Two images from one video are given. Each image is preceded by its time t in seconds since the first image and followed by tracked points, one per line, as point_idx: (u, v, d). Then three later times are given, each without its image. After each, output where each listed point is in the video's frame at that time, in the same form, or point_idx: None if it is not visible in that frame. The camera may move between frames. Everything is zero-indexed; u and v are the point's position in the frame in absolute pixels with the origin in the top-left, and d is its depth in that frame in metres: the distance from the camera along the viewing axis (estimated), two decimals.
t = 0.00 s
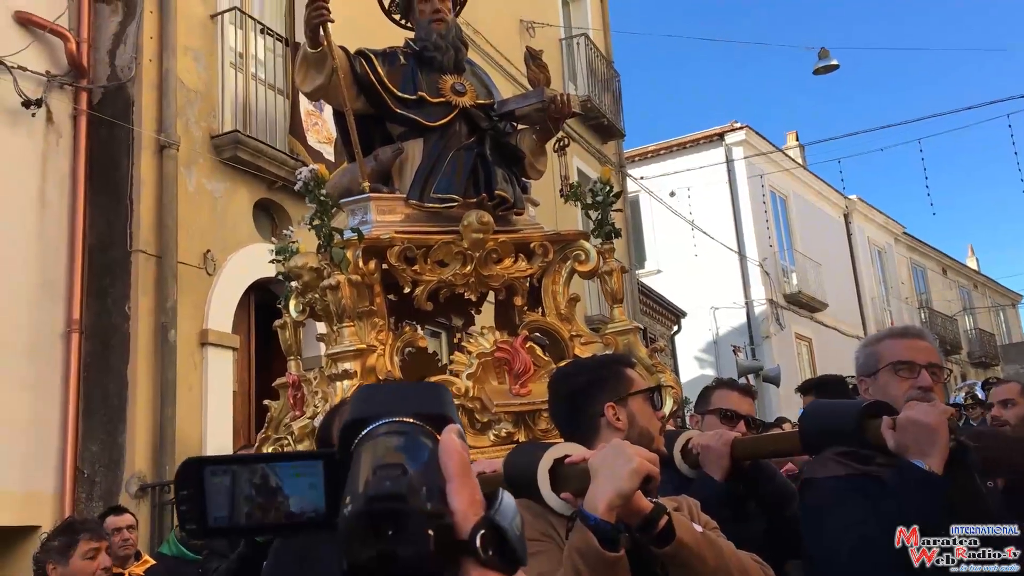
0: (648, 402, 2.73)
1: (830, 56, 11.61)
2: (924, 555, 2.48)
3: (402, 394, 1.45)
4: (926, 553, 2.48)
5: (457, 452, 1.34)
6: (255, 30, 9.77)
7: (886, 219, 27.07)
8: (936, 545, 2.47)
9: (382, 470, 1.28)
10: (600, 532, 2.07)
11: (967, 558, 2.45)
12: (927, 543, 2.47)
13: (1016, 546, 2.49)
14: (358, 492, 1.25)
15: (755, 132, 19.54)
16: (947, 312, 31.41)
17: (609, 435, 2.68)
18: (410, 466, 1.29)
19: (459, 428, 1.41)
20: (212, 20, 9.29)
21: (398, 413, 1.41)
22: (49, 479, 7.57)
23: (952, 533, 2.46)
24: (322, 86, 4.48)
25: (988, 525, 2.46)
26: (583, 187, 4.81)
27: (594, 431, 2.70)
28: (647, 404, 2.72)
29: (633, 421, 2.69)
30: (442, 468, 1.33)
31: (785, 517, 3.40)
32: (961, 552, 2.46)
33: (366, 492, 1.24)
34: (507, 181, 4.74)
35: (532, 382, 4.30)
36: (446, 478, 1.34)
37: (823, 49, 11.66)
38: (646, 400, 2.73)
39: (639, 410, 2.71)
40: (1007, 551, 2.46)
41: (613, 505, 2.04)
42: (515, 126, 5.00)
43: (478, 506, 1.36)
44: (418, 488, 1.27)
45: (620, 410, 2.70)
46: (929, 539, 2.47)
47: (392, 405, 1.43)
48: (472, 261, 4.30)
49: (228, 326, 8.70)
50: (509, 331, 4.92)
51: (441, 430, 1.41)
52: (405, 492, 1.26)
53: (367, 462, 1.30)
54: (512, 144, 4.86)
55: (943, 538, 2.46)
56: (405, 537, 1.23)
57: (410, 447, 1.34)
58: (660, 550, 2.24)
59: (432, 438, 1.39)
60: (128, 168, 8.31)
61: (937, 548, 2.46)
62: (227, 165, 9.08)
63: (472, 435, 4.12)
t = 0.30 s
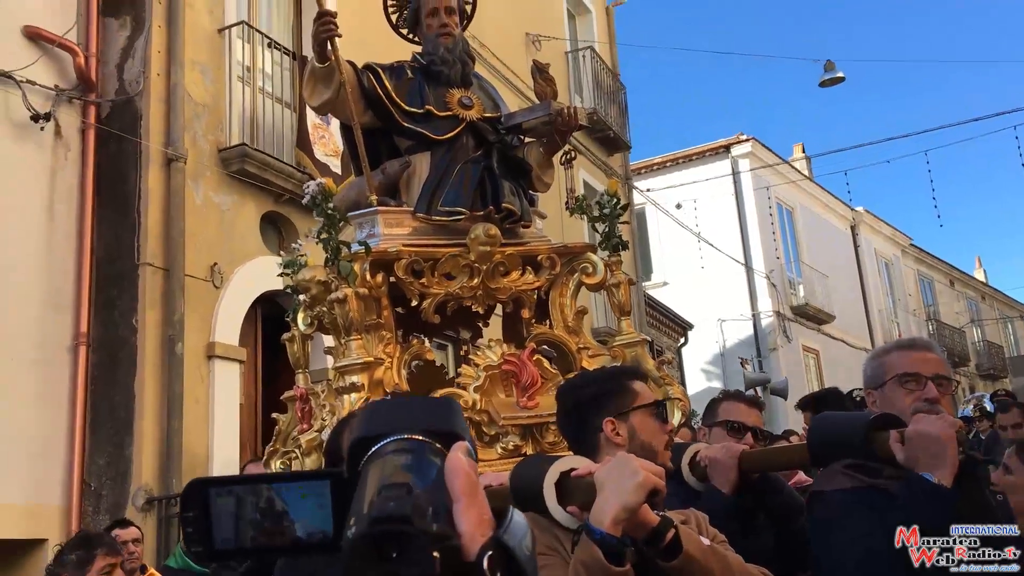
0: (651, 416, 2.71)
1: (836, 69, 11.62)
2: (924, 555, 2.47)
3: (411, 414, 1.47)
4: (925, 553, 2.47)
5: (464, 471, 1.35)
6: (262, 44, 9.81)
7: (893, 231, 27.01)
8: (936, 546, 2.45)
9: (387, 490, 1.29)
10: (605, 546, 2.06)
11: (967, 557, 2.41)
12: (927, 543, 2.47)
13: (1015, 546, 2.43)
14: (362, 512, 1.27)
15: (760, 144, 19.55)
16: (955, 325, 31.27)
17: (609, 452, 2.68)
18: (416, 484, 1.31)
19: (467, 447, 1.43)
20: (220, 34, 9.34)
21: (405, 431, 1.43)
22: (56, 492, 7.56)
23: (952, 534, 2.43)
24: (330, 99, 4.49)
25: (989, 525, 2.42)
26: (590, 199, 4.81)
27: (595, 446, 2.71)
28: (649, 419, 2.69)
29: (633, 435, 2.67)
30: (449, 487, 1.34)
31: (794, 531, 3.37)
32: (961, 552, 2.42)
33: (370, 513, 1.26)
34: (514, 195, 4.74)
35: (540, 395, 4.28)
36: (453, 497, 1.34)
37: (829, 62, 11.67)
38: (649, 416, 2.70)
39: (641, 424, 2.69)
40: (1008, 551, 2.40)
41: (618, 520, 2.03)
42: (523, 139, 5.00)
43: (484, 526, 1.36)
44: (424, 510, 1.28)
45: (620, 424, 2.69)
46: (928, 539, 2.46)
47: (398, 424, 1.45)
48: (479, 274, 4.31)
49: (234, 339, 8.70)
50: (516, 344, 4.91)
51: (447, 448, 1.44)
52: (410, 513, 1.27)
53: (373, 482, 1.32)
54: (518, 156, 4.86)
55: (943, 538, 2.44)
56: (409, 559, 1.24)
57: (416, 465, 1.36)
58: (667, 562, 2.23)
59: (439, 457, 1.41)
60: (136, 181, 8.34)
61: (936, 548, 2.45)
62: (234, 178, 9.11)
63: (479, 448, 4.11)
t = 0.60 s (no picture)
0: (628, 438, 2.76)
1: (841, 82, 11.64)
2: (924, 555, 2.45)
3: (430, 465, 1.67)
4: (926, 553, 2.45)
5: (470, 521, 1.49)
6: (269, 59, 9.86)
7: (900, 244, 26.96)
8: (936, 546, 2.42)
9: (391, 544, 1.51)
10: (611, 562, 2.03)
11: (967, 557, 2.39)
12: (926, 543, 2.44)
13: (1015, 546, 2.43)
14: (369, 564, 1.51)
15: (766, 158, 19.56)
16: (962, 338, 31.13)
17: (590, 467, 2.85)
18: (419, 537, 1.51)
19: (478, 496, 1.61)
20: (227, 50, 9.38)
21: (420, 484, 1.64)
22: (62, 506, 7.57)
23: (952, 533, 2.37)
24: (337, 115, 4.50)
25: (990, 525, 2.38)
26: (595, 214, 4.81)
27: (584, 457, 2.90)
28: (624, 441, 2.76)
29: (608, 456, 2.78)
30: (456, 536, 1.48)
31: (803, 546, 3.35)
32: (961, 552, 2.40)
33: (375, 565, 1.49)
34: (521, 209, 4.75)
35: (547, 410, 4.27)
36: (458, 547, 1.48)
37: (835, 75, 11.70)
38: (624, 438, 2.76)
39: (616, 447, 2.77)
40: (1008, 551, 2.40)
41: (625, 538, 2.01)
42: (529, 154, 5.01)
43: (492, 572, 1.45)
44: (423, 560, 1.47)
45: (597, 444, 2.83)
46: (928, 539, 2.43)
47: (418, 475, 1.66)
48: (486, 288, 4.30)
49: (240, 353, 8.71)
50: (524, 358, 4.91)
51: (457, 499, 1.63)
52: (412, 564, 1.47)
53: (382, 534, 1.55)
54: (524, 171, 4.88)
55: (943, 538, 2.39)
56: None
57: (423, 517, 1.56)
58: None
59: (451, 509, 1.60)
60: (143, 196, 8.37)
61: (936, 548, 2.42)
62: (241, 193, 9.14)
63: (487, 463, 4.11)
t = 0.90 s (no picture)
0: (632, 455, 2.75)
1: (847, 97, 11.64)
2: (924, 555, 2.39)
3: (457, 544, 1.99)
4: (925, 553, 2.39)
5: None
6: (276, 75, 9.90)
7: (906, 258, 26.91)
8: (936, 546, 2.37)
9: None
10: None
11: (966, 557, 2.36)
12: (926, 543, 2.38)
13: (1014, 545, 2.41)
14: None
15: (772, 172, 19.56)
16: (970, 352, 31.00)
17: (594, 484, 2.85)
18: None
19: (496, 569, 1.91)
20: (235, 65, 9.41)
21: (448, 556, 1.95)
22: (67, 521, 7.54)
23: (952, 533, 2.33)
24: (343, 130, 4.51)
25: (988, 525, 2.36)
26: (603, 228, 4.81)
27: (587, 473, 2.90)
28: (629, 458, 2.74)
29: (612, 472, 2.77)
30: None
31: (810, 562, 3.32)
32: (961, 552, 2.36)
33: None
34: (527, 224, 4.76)
35: (552, 425, 4.24)
36: None
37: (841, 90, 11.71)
38: (628, 455, 2.75)
39: (619, 463, 2.76)
40: (1008, 551, 2.38)
41: (628, 556, 1.98)
42: (535, 168, 5.02)
43: None
44: None
45: (601, 460, 2.83)
46: (928, 539, 2.37)
47: (446, 552, 1.97)
48: (492, 302, 4.29)
49: (246, 368, 8.71)
50: (529, 372, 4.90)
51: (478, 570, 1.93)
52: None
53: None
54: (531, 186, 4.90)
55: (943, 538, 2.34)
56: None
57: None
58: None
59: None
60: (150, 211, 8.39)
61: (936, 548, 2.36)
62: (247, 208, 9.17)
63: (493, 478, 4.08)
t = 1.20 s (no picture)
0: (651, 468, 2.74)
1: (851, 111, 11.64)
2: (924, 555, 2.40)
3: None
4: (925, 552, 2.41)
5: None
6: (282, 90, 9.95)
7: (912, 271, 26.86)
8: (935, 546, 2.36)
9: None
10: None
11: (965, 557, 2.34)
12: (927, 543, 2.38)
13: (1014, 546, 2.40)
14: None
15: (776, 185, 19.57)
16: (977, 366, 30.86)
17: (605, 498, 2.82)
18: None
19: None
20: (240, 80, 9.46)
21: None
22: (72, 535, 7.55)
23: (952, 534, 2.29)
24: (349, 145, 4.53)
25: (989, 525, 2.32)
26: (607, 241, 4.82)
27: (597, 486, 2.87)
28: (646, 472, 2.74)
29: (625, 484, 2.76)
30: None
31: None
32: (960, 552, 2.34)
33: None
34: (531, 238, 4.77)
35: (557, 439, 4.24)
36: None
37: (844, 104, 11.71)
38: (645, 469, 2.74)
39: (635, 476, 2.75)
40: (1008, 551, 2.37)
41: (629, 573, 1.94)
42: (540, 183, 5.04)
43: None
44: None
45: (614, 472, 2.80)
46: (927, 539, 2.37)
47: None
48: (496, 316, 4.30)
49: (251, 381, 8.72)
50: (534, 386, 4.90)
51: None
52: None
53: None
54: (536, 201, 4.92)
55: (942, 538, 2.32)
56: None
57: None
58: None
59: None
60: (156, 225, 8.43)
61: (936, 547, 2.37)
62: (253, 222, 9.20)
63: (497, 492, 4.08)
